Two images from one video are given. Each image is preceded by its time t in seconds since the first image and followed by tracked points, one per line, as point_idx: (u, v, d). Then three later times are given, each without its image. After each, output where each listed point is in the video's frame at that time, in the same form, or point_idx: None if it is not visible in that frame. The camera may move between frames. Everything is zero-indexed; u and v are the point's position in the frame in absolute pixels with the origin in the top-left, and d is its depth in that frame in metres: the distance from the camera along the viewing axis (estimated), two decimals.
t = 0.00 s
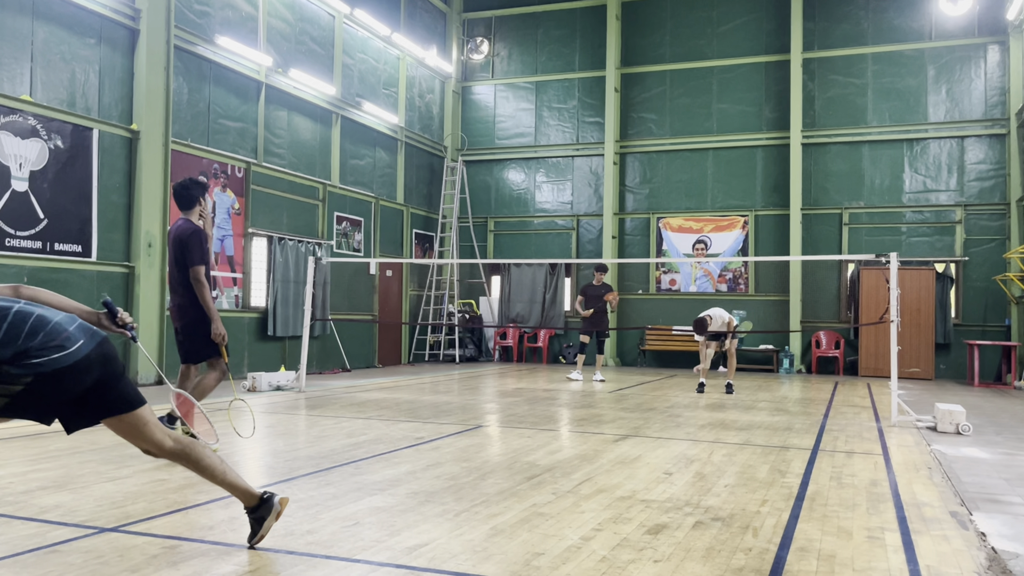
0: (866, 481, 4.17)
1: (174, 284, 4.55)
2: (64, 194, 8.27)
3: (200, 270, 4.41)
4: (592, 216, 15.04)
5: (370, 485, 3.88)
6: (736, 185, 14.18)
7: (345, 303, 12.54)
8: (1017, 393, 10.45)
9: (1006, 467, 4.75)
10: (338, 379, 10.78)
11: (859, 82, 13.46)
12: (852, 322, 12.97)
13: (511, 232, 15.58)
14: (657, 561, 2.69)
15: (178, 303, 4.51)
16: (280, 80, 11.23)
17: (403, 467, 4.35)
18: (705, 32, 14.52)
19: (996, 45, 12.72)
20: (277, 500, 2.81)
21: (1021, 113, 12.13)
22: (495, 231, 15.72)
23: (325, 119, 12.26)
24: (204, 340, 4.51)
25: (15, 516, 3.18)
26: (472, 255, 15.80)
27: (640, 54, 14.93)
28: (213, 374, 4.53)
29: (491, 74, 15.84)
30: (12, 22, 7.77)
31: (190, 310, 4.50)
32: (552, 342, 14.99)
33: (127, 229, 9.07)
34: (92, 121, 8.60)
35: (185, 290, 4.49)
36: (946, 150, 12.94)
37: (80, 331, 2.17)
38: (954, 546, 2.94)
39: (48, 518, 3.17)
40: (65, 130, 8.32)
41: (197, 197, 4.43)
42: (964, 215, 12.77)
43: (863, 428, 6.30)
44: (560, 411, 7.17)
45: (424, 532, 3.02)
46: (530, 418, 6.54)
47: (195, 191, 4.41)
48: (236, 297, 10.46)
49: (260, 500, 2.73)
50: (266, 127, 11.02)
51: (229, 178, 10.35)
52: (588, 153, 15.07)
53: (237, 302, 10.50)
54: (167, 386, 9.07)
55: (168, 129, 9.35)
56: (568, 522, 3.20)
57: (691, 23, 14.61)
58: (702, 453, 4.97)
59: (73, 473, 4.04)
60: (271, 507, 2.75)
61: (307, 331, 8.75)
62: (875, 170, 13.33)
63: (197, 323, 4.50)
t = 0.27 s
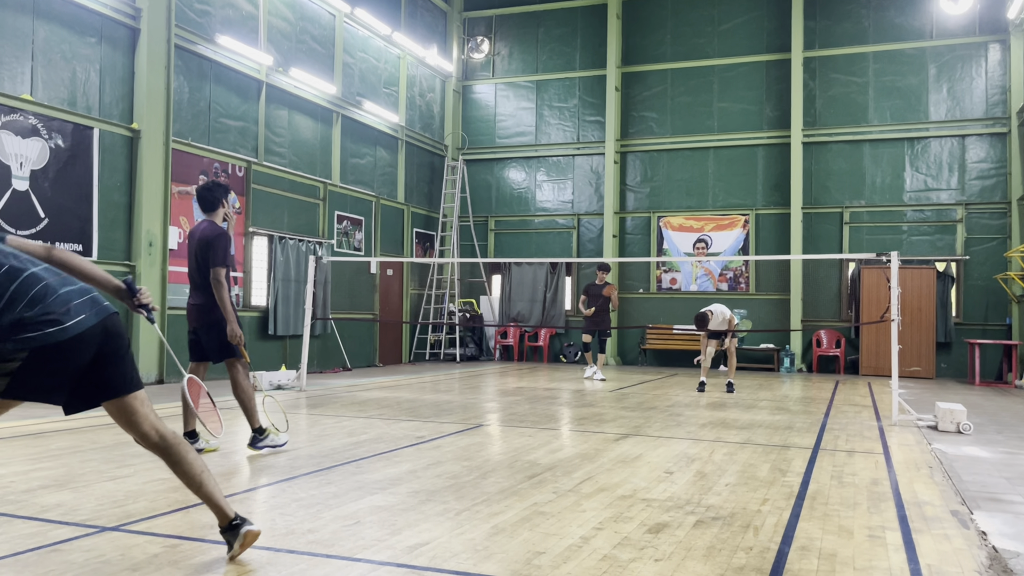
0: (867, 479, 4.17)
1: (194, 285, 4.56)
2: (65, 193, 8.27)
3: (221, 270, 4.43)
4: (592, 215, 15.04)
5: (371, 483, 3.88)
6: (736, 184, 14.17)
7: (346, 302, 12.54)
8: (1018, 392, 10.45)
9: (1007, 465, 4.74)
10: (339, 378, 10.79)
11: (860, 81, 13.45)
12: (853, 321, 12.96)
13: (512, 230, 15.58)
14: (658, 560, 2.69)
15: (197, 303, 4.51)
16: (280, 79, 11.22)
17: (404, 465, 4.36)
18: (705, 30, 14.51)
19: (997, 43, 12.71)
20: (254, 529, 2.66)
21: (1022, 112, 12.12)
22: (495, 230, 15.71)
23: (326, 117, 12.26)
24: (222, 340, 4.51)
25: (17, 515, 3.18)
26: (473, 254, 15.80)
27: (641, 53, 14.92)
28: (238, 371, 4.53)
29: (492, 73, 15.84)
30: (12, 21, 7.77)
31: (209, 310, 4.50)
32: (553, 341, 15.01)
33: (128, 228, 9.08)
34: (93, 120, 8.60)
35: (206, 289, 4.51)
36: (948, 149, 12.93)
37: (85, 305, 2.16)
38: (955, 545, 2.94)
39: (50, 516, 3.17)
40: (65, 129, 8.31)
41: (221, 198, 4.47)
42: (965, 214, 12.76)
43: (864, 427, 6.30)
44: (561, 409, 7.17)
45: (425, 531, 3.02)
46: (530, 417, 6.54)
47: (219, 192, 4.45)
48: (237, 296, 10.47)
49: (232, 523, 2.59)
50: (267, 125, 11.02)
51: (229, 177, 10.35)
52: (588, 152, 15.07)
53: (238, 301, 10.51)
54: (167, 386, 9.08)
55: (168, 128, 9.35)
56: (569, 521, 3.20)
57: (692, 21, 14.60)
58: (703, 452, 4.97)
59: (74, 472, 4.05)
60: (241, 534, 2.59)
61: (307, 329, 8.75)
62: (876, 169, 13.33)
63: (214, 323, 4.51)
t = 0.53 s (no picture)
0: (868, 478, 4.18)
1: (225, 285, 4.54)
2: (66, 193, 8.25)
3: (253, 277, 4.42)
4: (593, 214, 15.03)
5: (372, 483, 3.89)
6: (737, 183, 14.17)
7: (347, 301, 12.53)
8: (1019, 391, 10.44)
9: (1007, 464, 4.74)
10: (339, 377, 10.78)
11: (861, 80, 13.44)
12: (854, 320, 12.96)
13: (513, 230, 15.57)
14: (658, 559, 2.69)
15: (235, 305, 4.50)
16: (280, 78, 11.22)
17: (405, 464, 4.36)
18: (706, 29, 14.50)
19: (998, 43, 12.71)
20: (189, 568, 2.45)
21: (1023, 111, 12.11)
22: (496, 229, 15.70)
23: (327, 117, 12.26)
24: (259, 343, 4.54)
25: (18, 514, 3.19)
26: (474, 253, 15.80)
27: (641, 52, 14.92)
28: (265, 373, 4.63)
29: (492, 72, 15.83)
30: (13, 21, 7.77)
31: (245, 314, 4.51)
32: (553, 340, 15.01)
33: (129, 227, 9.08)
34: (94, 119, 8.60)
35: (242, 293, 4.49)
36: (949, 148, 12.92)
37: (110, 309, 2.32)
38: (955, 544, 2.94)
39: (51, 515, 3.17)
40: (66, 128, 8.31)
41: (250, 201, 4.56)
42: (966, 213, 12.75)
43: (865, 426, 6.30)
44: (562, 409, 7.17)
45: (426, 530, 3.02)
46: (531, 416, 6.54)
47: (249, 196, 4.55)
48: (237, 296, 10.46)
49: (172, 544, 2.45)
50: (267, 124, 11.02)
51: (229, 176, 10.34)
52: (589, 151, 15.06)
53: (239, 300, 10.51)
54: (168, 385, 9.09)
55: (169, 127, 9.34)
56: (569, 520, 3.20)
57: (692, 21, 14.60)
58: (703, 451, 4.97)
59: (75, 471, 4.05)
60: (167, 562, 2.43)
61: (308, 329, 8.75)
62: (877, 168, 13.32)
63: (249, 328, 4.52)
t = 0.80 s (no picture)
0: (868, 477, 4.18)
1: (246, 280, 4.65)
2: (67, 192, 8.27)
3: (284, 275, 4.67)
4: (593, 214, 15.02)
5: (372, 482, 3.88)
6: (737, 182, 14.16)
7: (348, 301, 12.52)
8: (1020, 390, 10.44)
9: (1007, 464, 4.75)
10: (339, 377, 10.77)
11: (861, 79, 13.43)
12: (854, 319, 12.95)
13: (513, 229, 15.56)
14: (659, 558, 2.69)
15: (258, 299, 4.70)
16: (281, 77, 11.21)
17: (405, 464, 4.36)
18: (707, 29, 14.50)
19: (998, 42, 12.70)
20: (190, 570, 2.45)
21: None
22: (497, 228, 15.70)
23: (327, 116, 12.26)
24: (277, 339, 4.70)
25: (19, 513, 3.19)
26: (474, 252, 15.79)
27: (642, 51, 14.91)
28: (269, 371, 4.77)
29: (492, 71, 15.83)
30: (14, 20, 7.77)
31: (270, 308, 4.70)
32: (553, 339, 15.00)
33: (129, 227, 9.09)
34: (94, 119, 8.61)
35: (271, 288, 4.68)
36: (949, 147, 12.92)
37: (151, 303, 2.48)
38: (956, 543, 2.94)
39: (51, 515, 3.17)
40: (67, 128, 8.32)
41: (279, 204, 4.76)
42: (966, 212, 12.75)
43: (865, 426, 6.30)
44: (562, 408, 7.17)
45: (426, 530, 3.02)
46: (531, 416, 6.53)
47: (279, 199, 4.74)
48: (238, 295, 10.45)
49: (175, 544, 2.45)
50: (267, 124, 11.01)
51: (230, 176, 10.32)
52: (590, 151, 15.06)
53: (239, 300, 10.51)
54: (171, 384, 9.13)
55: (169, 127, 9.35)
56: (570, 519, 3.20)
57: (693, 20, 14.59)
58: (704, 451, 4.96)
59: (75, 471, 4.05)
60: (168, 563, 2.43)
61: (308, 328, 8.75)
62: (877, 167, 13.31)
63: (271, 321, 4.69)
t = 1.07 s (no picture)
0: (868, 477, 4.18)
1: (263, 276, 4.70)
2: (67, 191, 8.28)
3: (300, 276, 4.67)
4: (594, 213, 15.02)
5: (373, 481, 3.88)
6: (737, 182, 14.16)
7: (348, 300, 12.52)
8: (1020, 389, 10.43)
9: (1008, 463, 4.75)
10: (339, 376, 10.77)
11: (862, 78, 13.42)
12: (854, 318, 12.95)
13: (514, 229, 15.56)
14: (659, 558, 2.69)
15: (273, 297, 4.67)
16: (281, 76, 11.22)
17: (406, 463, 4.36)
18: (707, 28, 14.50)
19: (999, 41, 12.69)
20: (189, 567, 2.45)
21: None
22: (497, 228, 15.70)
23: (327, 116, 12.26)
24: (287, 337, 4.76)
25: (19, 512, 3.19)
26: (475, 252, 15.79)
27: (642, 50, 14.91)
28: (276, 372, 4.71)
29: (493, 71, 15.81)
30: (14, 19, 7.77)
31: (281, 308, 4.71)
32: (553, 339, 14.98)
33: (129, 226, 9.09)
34: (94, 118, 8.62)
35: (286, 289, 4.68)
36: (950, 146, 12.92)
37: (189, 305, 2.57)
38: (956, 542, 2.94)
39: (51, 515, 3.17)
40: (67, 127, 8.33)
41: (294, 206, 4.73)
42: (967, 211, 12.74)
43: (866, 425, 6.29)
44: (562, 407, 7.17)
45: (426, 529, 3.02)
46: (531, 415, 6.54)
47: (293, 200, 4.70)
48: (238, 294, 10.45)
49: (174, 541, 2.45)
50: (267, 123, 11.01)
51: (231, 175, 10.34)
52: (590, 150, 15.06)
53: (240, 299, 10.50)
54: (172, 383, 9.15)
55: (170, 127, 9.35)
56: (570, 518, 3.20)
57: (693, 19, 14.59)
58: (703, 450, 4.96)
59: (75, 471, 4.05)
60: (167, 560, 2.43)
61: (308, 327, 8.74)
62: (878, 167, 13.31)
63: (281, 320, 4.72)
